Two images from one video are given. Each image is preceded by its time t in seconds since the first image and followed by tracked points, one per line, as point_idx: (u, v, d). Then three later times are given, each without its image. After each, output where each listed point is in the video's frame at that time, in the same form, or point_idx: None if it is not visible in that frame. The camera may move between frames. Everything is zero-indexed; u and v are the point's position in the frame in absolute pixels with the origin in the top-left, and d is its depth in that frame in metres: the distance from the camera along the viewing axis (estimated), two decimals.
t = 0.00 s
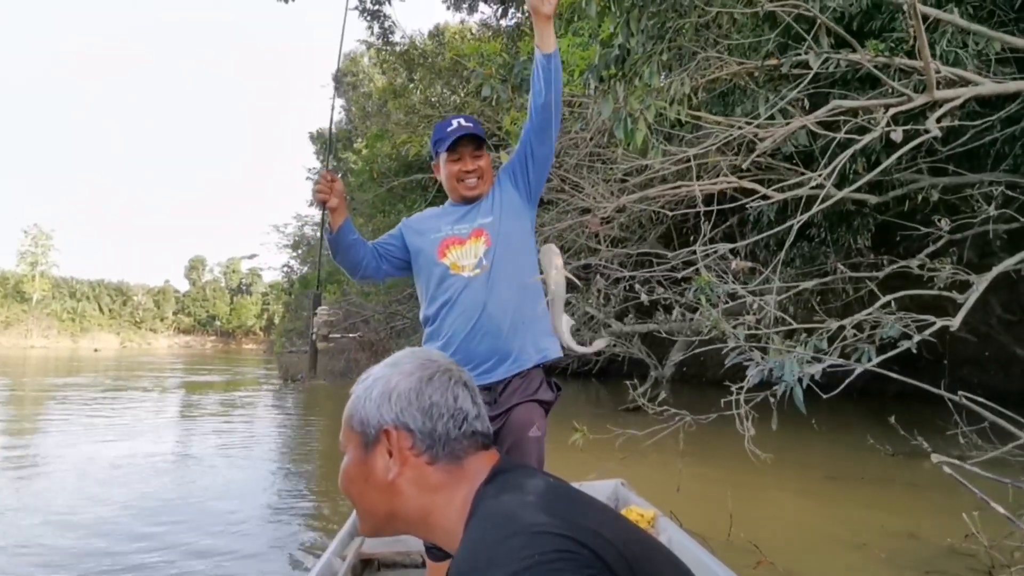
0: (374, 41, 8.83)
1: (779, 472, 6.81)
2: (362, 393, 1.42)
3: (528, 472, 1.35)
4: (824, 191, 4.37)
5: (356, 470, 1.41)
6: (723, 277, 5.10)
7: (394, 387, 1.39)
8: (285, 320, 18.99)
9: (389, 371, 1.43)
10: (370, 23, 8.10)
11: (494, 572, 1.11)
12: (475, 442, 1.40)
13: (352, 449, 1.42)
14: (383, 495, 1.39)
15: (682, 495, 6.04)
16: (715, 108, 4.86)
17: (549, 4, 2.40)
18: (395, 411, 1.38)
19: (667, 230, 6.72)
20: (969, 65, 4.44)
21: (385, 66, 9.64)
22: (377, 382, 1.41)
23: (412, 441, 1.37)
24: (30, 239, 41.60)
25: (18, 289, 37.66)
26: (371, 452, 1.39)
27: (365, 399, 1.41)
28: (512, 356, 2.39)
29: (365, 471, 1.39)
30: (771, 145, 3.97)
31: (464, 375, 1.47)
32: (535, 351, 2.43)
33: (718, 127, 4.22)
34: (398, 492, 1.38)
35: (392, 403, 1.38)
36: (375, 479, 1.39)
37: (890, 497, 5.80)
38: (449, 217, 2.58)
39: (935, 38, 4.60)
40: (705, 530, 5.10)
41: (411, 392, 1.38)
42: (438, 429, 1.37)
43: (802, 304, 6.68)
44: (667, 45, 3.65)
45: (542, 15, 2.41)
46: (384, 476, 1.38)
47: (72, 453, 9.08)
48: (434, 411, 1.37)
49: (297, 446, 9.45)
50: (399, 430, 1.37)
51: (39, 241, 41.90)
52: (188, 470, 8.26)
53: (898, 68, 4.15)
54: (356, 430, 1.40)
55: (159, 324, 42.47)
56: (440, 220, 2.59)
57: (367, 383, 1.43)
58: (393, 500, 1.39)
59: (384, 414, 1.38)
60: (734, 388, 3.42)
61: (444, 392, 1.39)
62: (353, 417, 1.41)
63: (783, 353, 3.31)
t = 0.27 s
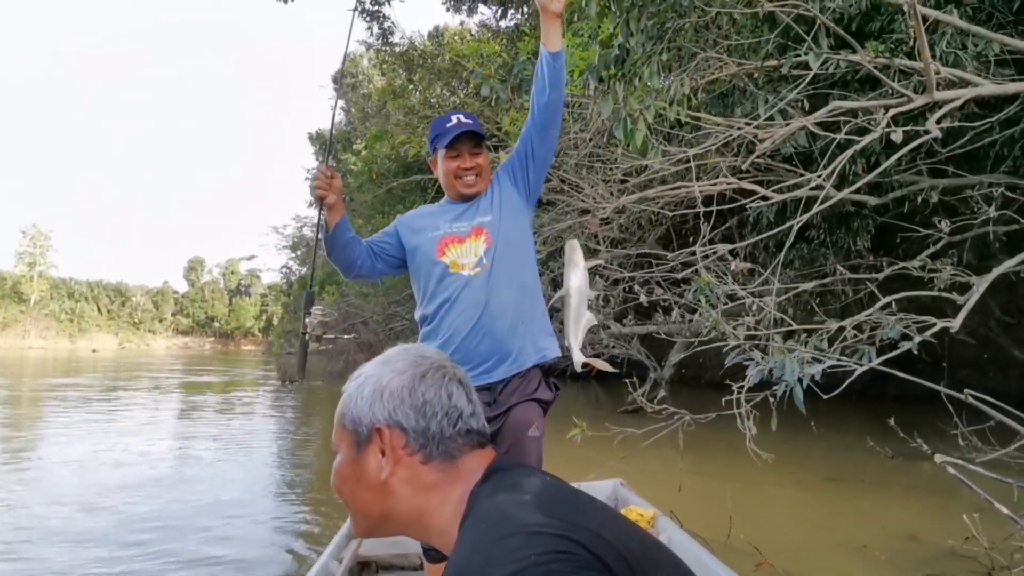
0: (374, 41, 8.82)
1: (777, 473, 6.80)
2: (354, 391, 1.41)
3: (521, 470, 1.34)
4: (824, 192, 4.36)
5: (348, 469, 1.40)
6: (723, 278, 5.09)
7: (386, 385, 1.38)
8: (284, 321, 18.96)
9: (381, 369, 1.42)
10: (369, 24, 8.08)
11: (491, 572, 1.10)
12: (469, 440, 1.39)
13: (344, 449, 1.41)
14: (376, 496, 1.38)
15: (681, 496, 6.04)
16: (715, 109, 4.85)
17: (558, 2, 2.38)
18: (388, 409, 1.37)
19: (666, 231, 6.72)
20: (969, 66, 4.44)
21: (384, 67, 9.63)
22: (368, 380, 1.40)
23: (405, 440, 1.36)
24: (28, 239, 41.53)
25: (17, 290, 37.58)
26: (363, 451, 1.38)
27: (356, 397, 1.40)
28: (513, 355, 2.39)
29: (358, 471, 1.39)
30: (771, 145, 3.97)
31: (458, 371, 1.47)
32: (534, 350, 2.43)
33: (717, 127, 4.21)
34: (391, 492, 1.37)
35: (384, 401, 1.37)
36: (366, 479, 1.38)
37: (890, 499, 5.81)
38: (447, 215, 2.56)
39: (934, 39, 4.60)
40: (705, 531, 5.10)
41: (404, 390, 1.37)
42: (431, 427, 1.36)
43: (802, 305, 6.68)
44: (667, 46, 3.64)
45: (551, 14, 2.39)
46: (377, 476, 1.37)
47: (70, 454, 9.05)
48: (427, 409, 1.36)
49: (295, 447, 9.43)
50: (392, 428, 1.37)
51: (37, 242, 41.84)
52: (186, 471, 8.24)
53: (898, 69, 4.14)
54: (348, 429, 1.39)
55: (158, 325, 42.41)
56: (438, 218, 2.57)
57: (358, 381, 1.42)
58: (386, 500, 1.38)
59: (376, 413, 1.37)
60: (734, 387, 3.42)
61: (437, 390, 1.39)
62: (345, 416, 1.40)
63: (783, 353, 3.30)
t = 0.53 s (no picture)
0: (375, 43, 8.84)
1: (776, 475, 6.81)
2: (349, 398, 1.42)
3: (513, 473, 1.36)
4: (822, 194, 4.38)
5: (343, 475, 1.41)
6: (722, 280, 5.11)
7: (380, 392, 1.39)
8: (285, 322, 18.97)
9: (375, 375, 1.43)
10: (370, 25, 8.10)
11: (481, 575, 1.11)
12: (462, 445, 1.41)
13: (340, 455, 1.42)
14: (371, 501, 1.40)
15: (680, 497, 6.05)
16: (715, 111, 4.85)
17: (556, 5, 2.41)
18: (382, 415, 1.38)
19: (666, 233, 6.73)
20: (967, 69, 4.45)
21: (385, 69, 9.65)
22: (362, 387, 1.42)
23: (399, 445, 1.38)
24: (29, 240, 41.56)
25: (17, 291, 37.59)
26: (358, 457, 1.39)
27: (351, 404, 1.41)
28: (512, 358, 2.40)
29: (353, 476, 1.40)
30: (770, 148, 3.98)
31: (451, 376, 1.48)
32: (533, 352, 2.45)
33: (716, 130, 4.22)
34: (385, 497, 1.39)
35: (378, 408, 1.38)
36: (362, 484, 1.40)
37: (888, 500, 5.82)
38: (444, 219, 2.57)
39: (933, 41, 4.62)
40: (704, 532, 5.11)
41: (397, 396, 1.39)
42: (425, 433, 1.37)
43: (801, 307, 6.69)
44: (665, 48, 3.65)
45: (549, 16, 2.41)
46: (371, 481, 1.39)
47: (71, 454, 9.07)
48: (421, 414, 1.38)
49: (296, 448, 9.44)
50: (386, 434, 1.38)
51: (39, 243, 41.86)
52: (186, 472, 8.25)
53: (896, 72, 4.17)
54: (343, 435, 1.41)
55: (159, 326, 42.43)
56: (434, 223, 2.58)
57: (352, 388, 1.43)
58: (381, 505, 1.39)
59: (370, 419, 1.39)
60: (732, 389, 3.43)
61: (431, 396, 1.40)
62: (340, 422, 1.42)
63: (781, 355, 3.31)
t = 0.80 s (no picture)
0: (377, 44, 8.87)
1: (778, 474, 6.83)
2: (353, 396, 1.46)
3: (512, 469, 1.38)
4: (822, 195, 4.41)
5: (349, 470, 1.44)
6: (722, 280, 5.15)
7: (383, 390, 1.42)
8: (288, 321, 19.04)
9: (378, 374, 1.46)
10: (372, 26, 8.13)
11: (478, 566, 1.14)
12: (463, 441, 1.43)
13: (345, 451, 1.45)
14: (376, 496, 1.43)
15: (680, 495, 6.08)
16: (715, 112, 4.88)
17: (551, 7, 2.44)
18: (385, 413, 1.41)
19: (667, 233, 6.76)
20: (966, 70, 4.48)
21: (387, 68, 9.68)
22: (366, 386, 1.45)
23: (402, 442, 1.41)
24: (33, 239, 41.62)
25: (21, 290, 37.69)
26: (363, 453, 1.42)
27: (356, 402, 1.44)
28: (509, 357, 2.43)
29: (358, 472, 1.43)
30: (769, 149, 4.02)
31: (452, 375, 1.51)
32: (530, 351, 2.48)
33: (716, 131, 4.25)
34: (389, 492, 1.42)
35: (381, 406, 1.41)
36: (366, 479, 1.42)
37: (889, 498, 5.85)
38: (442, 221, 2.59)
39: (932, 42, 4.64)
40: (702, 530, 5.14)
41: (400, 394, 1.42)
42: (427, 430, 1.40)
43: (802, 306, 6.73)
44: (666, 50, 3.68)
45: (544, 19, 2.45)
46: (375, 477, 1.42)
47: (75, 452, 9.12)
48: (423, 412, 1.41)
49: (299, 446, 9.48)
50: (389, 431, 1.41)
51: (43, 242, 41.95)
52: (190, 470, 8.30)
53: (896, 72, 4.19)
54: (349, 432, 1.44)
55: (162, 325, 42.56)
56: (433, 224, 2.60)
57: (357, 386, 1.46)
58: (385, 500, 1.42)
59: (374, 416, 1.42)
60: (731, 387, 3.45)
61: (433, 394, 1.43)
62: (346, 420, 1.45)
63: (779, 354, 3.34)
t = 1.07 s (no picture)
0: (389, 44, 8.93)
1: (790, 470, 6.83)
2: (375, 395, 1.50)
3: (527, 464, 1.42)
4: (832, 192, 4.42)
5: (371, 464, 1.48)
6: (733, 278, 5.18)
7: (403, 388, 1.47)
8: (302, 319, 19.18)
9: (398, 374, 1.50)
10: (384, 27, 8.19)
11: (492, 554, 1.17)
12: (479, 438, 1.47)
13: (367, 446, 1.49)
14: (396, 490, 1.46)
15: (692, 491, 6.10)
16: (726, 110, 4.90)
17: (561, 14, 2.47)
18: (405, 410, 1.45)
19: (678, 230, 6.77)
20: (978, 66, 4.48)
21: (398, 68, 9.74)
22: (388, 384, 1.49)
23: (421, 438, 1.44)
24: (50, 239, 42.03)
25: (40, 289, 38.12)
26: (383, 447, 1.46)
27: (377, 400, 1.48)
28: (519, 356, 2.47)
29: (378, 466, 1.47)
30: (779, 147, 4.04)
31: (469, 374, 1.54)
32: (540, 351, 2.51)
33: (726, 129, 4.27)
34: (409, 486, 1.45)
35: (402, 403, 1.46)
36: (386, 473, 1.46)
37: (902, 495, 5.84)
38: (454, 223, 2.63)
39: (943, 39, 4.64)
40: (713, 527, 5.15)
41: (419, 392, 1.45)
42: (444, 427, 1.44)
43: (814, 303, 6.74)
44: (676, 50, 3.70)
45: (554, 25, 2.48)
46: (395, 471, 1.45)
47: (95, 449, 9.25)
48: (441, 409, 1.44)
49: (314, 443, 9.58)
50: (409, 428, 1.45)
51: (60, 242, 42.39)
52: (207, 466, 8.41)
53: (907, 70, 4.20)
54: (370, 428, 1.48)
55: (177, 324, 42.93)
56: (445, 227, 2.64)
57: (379, 385, 1.50)
58: (404, 494, 1.46)
59: (395, 413, 1.46)
60: (741, 386, 3.47)
61: (450, 393, 1.46)
62: (368, 416, 1.49)
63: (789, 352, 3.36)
